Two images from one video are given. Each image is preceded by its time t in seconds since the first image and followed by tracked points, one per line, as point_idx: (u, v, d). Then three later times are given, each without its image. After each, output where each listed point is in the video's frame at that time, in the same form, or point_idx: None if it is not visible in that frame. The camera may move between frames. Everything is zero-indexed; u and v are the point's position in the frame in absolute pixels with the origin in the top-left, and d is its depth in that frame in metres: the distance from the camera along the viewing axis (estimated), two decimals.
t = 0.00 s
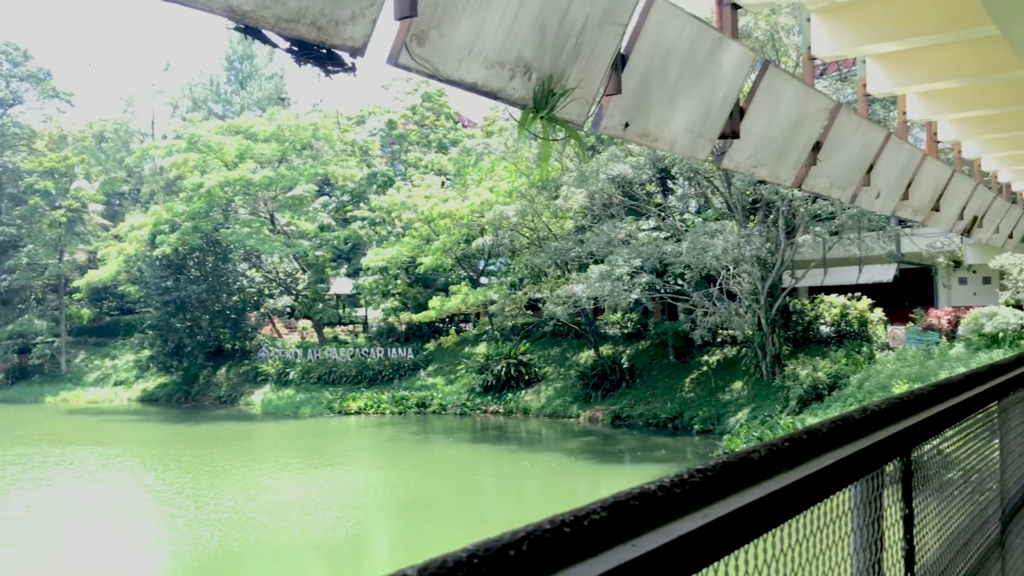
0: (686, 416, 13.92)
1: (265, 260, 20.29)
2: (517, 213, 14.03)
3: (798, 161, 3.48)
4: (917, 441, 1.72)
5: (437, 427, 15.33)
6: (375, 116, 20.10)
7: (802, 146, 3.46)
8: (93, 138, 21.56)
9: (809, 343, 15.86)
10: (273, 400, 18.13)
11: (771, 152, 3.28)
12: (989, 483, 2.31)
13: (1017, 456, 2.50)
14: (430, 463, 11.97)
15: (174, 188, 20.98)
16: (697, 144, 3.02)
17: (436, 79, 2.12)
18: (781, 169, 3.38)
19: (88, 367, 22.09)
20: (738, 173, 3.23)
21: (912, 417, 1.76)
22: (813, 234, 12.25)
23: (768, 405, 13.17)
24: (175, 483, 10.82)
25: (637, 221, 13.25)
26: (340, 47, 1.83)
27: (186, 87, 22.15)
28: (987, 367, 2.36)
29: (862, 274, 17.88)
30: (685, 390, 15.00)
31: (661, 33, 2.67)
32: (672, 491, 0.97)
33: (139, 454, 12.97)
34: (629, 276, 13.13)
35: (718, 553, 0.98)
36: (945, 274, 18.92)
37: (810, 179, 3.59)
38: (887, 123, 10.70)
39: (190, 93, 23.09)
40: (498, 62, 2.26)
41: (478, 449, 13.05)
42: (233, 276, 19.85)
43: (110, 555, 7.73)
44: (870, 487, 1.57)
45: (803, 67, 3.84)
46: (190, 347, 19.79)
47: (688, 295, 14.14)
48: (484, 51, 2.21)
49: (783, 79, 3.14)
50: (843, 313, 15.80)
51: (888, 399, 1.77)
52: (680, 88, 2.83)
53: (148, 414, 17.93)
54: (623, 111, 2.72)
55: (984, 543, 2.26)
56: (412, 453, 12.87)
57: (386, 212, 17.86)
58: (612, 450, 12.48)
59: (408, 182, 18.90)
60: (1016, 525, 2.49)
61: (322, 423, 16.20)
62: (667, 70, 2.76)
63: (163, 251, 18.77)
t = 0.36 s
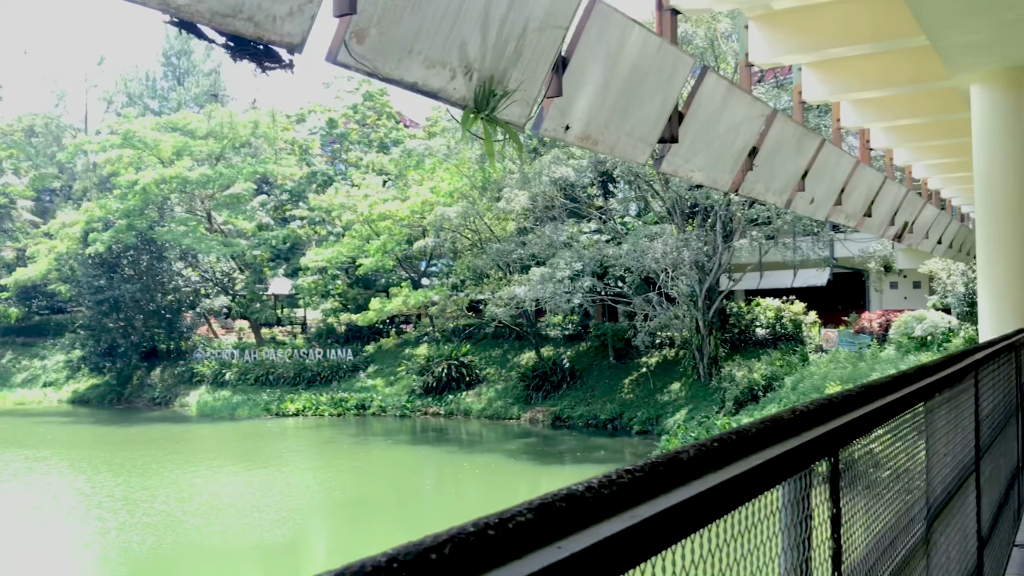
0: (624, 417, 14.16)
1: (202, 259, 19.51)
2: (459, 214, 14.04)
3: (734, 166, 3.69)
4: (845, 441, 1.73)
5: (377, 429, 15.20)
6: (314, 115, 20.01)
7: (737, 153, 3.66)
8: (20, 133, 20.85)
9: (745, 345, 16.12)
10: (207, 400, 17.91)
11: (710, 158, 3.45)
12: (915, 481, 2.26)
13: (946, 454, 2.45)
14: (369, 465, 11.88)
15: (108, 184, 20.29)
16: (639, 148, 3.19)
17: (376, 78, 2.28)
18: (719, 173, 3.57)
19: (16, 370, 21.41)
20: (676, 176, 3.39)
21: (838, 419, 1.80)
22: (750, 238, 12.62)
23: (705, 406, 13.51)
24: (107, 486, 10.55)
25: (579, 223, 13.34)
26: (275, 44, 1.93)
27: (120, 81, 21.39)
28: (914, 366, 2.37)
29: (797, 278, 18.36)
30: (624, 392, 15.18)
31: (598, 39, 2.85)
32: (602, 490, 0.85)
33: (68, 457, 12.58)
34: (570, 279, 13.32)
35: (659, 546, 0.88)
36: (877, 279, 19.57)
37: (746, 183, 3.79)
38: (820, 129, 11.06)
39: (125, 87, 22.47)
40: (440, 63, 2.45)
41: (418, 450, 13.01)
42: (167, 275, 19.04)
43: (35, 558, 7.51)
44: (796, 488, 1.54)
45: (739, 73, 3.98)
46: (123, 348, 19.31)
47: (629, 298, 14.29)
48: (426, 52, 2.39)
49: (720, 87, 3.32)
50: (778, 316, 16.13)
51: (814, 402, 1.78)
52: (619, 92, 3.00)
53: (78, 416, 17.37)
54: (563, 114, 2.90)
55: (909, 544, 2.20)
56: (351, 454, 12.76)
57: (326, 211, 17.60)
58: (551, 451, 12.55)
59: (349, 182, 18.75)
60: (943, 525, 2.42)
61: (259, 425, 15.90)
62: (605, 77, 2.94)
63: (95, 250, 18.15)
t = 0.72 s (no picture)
0: (571, 416, 14.32)
1: (142, 255, 18.43)
2: (405, 213, 13.99)
3: (678, 168, 3.78)
4: (780, 440, 1.73)
5: (321, 428, 15.03)
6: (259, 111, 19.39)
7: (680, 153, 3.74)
8: None
9: (687, 345, 16.30)
10: (149, 400, 17.53)
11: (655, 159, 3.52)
12: (851, 480, 2.28)
13: (881, 452, 2.49)
14: (312, 465, 11.77)
15: (45, 177, 19.56)
16: (584, 148, 3.24)
17: (320, 71, 2.24)
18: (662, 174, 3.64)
19: None
20: (621, 177, 3.46)
21: (774, 418, 1.80)
22: (693, 240, 13.15)
23: (650, 405, 13.78)
24: (41, 488, 10.27)
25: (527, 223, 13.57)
26: (217, 37, 1.93)
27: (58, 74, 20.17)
28: (850, 367, 2.41)
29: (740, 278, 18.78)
30: (571, 391, 15.34)
31: (544, 39, 2.88)
32: (534, 492, 0.81)
33: None
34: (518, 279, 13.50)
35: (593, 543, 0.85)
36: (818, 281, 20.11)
37: (690, 185, 3.88)
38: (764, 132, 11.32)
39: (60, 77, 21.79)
40: (385, 61, 2.44)
41: (363, 449, 12.94)
42: (107, 271, 18.56)
43: None
44: (733, 488, 1.50)
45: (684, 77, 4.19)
46: (61, 346, 19.12)
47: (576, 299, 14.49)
48: (370, 49, 2.38)
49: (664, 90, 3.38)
50: (720, 316, 16.42)
51: (749, 402, 1.77)
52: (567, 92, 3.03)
53: (13, 417, 16.82)
54: (509, 113, 2.90)
55: (842, 543, 2.21)
56: (294, 454, 12.60)
57: (269, 208, 17.19)
58: (496, 450, 12.56)
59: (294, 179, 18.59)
60: (877, 522, 2.45)
61: (201, 424, 15.61)
62: (552, 75, 2.96)
63: (31, 246, 17.57)
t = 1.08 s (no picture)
0: (516, 415, 14.55)
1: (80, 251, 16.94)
2: (349, 211, 13.69)
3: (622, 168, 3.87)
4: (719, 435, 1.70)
5: (263, 428, 14.78)
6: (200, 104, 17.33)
7: (624, 154, 3.81)
8: None
9: (630, 343, 16.50)
10: (83, 399, 17.35)
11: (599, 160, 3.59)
12: (783, 475, 2.27)
13: (815, 447, 2.51)
14: (252, 466, 11.52)
15: None
16: (529, 146, 3.27)
17: (261, 67, 2.26)
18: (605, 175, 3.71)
19: None
20: (565, 174, 3.54)
21: (717, 413, 1.77)
22: (638, 239, 13.52)
23: (594, 402, 14.22)
24: None
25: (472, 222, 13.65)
26: (152, 27, 1.94)
27: None
28: (784, 365, 2.42)
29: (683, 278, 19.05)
30: (516, 390, 15.64)
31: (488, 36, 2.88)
32: (465, 492, 0.76)
33: None
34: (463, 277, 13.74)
35: (528, 539, 0.80)
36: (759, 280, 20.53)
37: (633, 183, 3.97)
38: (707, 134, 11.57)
39: None
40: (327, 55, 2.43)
41: (304, 449, 12.80)
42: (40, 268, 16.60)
43: None
44: (668, 483, 1.42)
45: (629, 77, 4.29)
46: None
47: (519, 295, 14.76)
48: (311, 43, 2.38)
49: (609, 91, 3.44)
50: (663, 315, 16.58)
51: (685, 398, 1.69)
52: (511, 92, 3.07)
53: None
54: (452, 109, 2.90)
55: (777, 538, 2.20)
56: (233, 455, 12.36)
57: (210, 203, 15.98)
58: (441, 450, 12.54)
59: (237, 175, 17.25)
60: (811, 519, 2.46)
61: (140, 425, 15.19)
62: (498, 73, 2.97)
63: None
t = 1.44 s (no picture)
0: (470, 414, 15.26)
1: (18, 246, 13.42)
2: (300, 208, 13.35)
3: (577, 168, 4.00)
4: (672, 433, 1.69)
5: (213, 429, 14.46)
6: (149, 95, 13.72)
7: (579, 154, 3.95)
8: None
9: (585, 342, 16.60)
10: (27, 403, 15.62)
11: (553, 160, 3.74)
12: (731, 473, 2.27)
13: (764, 445, 2.53)
14: (201, 470, 11.24)
15: None
16: (485, 146, 3.36)
17: (209, 61, 2.33)
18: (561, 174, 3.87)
19: None
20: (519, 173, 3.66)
21: (672, 409, 1.78)
22: (592, 239, 14.17)
23: (548, 401, 14.89)
24: None
25: (427, 220, 13.71)
26: (98, 21, 1.92)
27: None
28: (734, 364, 2.42)
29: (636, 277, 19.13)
30: (472, 388, 16.28)
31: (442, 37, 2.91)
32: (409, 494, 0.76)
33: None
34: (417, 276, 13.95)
35: (477, 537, 0.80)
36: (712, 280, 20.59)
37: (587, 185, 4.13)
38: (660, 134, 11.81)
39: None
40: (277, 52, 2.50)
41: (255, 449, 12.74)
42: None
43: None
44: (617, 482, 1.36)
45: (584, 78, 4.39)
46: None
47: (473, 295, 14.75)
48: (261, 39, 2.45)
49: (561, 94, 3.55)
50: (618, 315, 16.84)
51: (632, 399, 1.66)
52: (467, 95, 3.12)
53: None
54: (408, 109, 2.97)
55: (723, 537, 2.19)
56: (181, 458, 12.11)
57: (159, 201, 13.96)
58: (395, 450, 12.58)
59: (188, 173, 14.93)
60: (760, 517, 2.47)
61: (86, 428, 14.76)
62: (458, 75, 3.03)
63: None
